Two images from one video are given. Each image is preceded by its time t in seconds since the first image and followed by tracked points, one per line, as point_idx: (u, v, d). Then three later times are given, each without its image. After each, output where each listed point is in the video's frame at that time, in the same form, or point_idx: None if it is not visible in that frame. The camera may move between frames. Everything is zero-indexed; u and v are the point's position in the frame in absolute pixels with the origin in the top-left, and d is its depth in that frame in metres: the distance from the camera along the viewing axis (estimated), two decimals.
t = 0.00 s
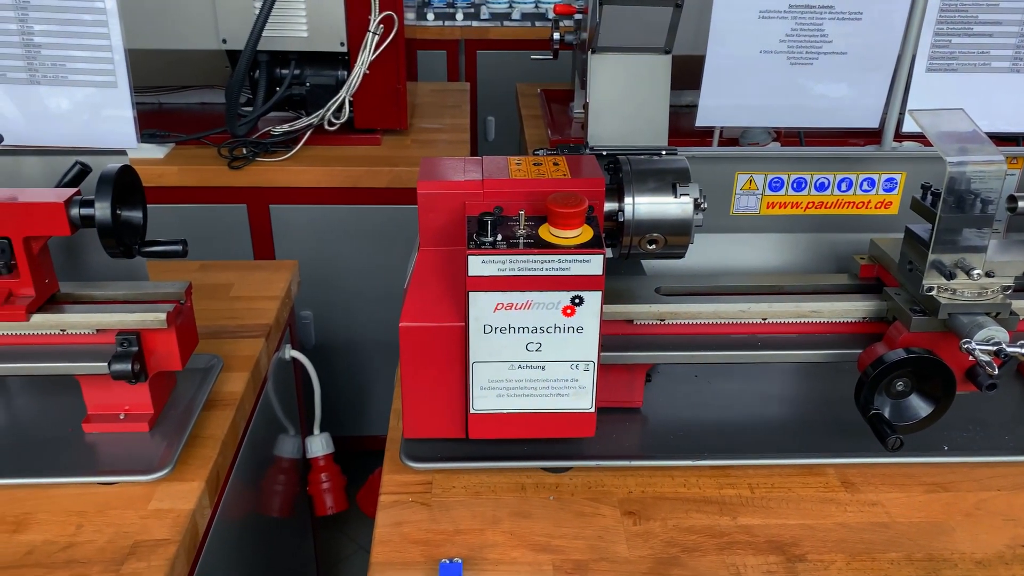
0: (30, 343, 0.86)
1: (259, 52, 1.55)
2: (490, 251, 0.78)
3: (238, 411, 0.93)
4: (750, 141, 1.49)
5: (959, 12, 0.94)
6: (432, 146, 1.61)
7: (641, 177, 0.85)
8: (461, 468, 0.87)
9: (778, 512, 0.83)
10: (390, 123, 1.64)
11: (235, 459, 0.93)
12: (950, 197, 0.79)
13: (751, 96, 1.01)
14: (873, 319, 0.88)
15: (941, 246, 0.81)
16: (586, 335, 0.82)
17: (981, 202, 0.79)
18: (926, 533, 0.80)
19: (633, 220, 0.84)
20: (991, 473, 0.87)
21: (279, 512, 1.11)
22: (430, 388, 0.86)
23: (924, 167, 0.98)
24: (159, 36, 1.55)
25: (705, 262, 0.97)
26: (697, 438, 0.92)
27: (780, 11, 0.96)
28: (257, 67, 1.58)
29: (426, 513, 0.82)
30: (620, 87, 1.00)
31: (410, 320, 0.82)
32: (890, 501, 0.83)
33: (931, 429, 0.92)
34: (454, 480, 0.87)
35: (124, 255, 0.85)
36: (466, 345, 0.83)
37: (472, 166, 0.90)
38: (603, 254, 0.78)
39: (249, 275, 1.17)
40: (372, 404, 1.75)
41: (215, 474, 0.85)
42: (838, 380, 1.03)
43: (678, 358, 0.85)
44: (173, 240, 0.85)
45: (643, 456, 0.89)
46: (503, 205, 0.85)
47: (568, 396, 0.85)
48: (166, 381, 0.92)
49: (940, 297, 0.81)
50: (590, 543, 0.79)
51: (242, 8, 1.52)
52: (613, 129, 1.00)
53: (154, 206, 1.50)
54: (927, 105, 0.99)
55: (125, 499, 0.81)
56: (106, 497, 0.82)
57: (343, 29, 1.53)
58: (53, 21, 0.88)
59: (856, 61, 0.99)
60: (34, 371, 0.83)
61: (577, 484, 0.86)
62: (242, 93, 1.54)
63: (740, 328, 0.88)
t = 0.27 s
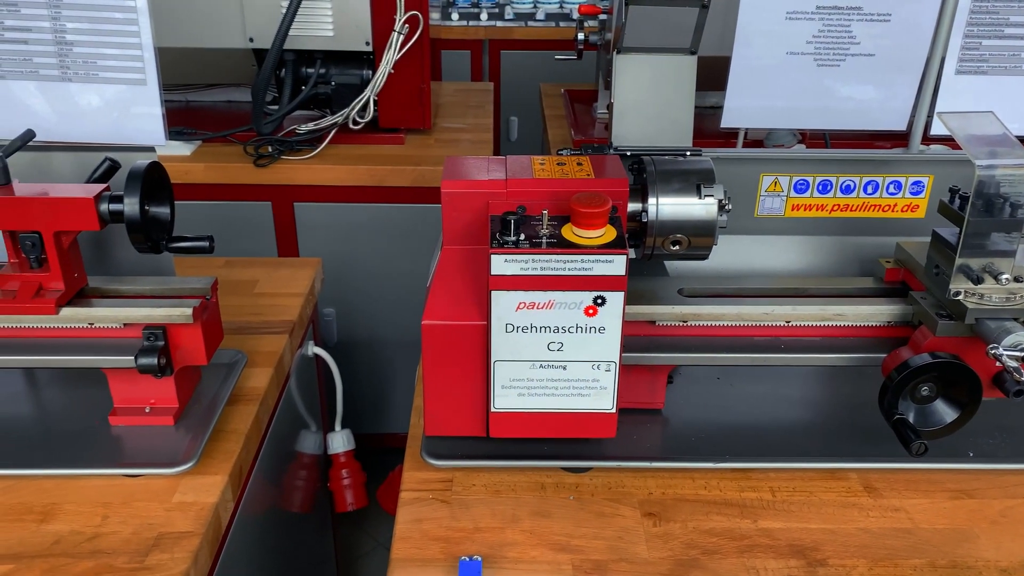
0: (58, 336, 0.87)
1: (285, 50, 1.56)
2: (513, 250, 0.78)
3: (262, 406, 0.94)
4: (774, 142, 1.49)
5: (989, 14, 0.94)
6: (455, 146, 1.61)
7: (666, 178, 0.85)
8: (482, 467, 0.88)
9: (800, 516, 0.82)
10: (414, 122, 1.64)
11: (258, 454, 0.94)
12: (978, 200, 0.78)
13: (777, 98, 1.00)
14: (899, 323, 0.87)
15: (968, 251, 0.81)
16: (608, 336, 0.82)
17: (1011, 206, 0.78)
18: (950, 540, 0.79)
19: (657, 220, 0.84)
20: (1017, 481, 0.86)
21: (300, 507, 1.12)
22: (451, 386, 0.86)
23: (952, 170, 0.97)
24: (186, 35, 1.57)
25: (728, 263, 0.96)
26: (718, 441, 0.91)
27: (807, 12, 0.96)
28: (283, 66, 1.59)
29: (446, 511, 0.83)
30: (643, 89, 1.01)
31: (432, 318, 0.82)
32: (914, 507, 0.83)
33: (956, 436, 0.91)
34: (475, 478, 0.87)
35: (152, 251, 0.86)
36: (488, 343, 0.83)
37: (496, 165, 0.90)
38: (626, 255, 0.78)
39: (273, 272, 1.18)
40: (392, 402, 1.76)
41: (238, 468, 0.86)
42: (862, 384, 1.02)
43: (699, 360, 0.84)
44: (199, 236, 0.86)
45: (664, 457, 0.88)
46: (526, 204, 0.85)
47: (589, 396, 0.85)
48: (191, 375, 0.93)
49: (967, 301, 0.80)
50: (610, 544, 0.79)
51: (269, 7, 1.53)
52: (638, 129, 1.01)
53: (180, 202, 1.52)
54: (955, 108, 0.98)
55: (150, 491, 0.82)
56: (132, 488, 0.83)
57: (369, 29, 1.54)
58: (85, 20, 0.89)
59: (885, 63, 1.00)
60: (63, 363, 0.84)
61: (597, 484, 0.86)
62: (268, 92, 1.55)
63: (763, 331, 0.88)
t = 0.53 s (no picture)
0: (86, 330, 0.88)
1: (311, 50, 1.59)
2: (536, 249, 0.78)
3: (284, 402, 0.95)
4: (799, 144, 1.48)
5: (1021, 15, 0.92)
6: (478, 146, 1.62)
7: (690, 178, 0.85)
8: (502, 465, 0.88)
9: (822, 520, 0.82)
10: (438, 122, 1.65)
11: (280, 450, 0.95)
12: (1008, 204, 0.78)
13: (803, 98, 1.00)
14: (924, 327, 0.86)
15: (996, 255, 0.80)
16: (630, 336, 0.82)
17: None
18: (973, 547, 0.78)
19: (681, 221, 0.84)
20: None
21: (321, 502, 1.13)
22: (472, 384, 0.87)
23: (980, 174, 0.96)
24: (214, 34, 1.59)
25: (751, 264, 0.96)
26: (739, 443, 0.91)
27: (834, 14, 0.96)
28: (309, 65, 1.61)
29: (466, 509, 0.83)
30: (666, 89, 1.01)
31: (454, 316, 0.83)
32: (937, 514, 0.82)
33: (981, 442, 0.90)
34: (495, 476, 0.87)
35: (179, 247, 0.87)
36: (509, 342, 0.83)
37: (519, 165, 0.90)
38: (649, 255, 0.78)
39: (298, 269, 1.20)
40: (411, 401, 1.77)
41: (261, 462, 0.87)
42: (886, 389, 1.01)
43: (721, 362, 0.84)
44: (226, 233, 0.87)
45: (685, 459, 0.88)
46: (550, 204, 0.85)
47: (610, 397, 0.85)
48: (215, 370, 0.95)
49: (994, 307, 0.79)
50: (629, 545, 0.79)
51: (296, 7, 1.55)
52: (663, 129, 1.01)
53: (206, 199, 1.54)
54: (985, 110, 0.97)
55: (174, 484, 0.83)
56: (156, 481, 0.84)
57: (395, 29, 1.55)
58: (116, 19, 0.92)
59: (914, 65, 1.00)
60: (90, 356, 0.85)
61: (617, 485, 0.86)
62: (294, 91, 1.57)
63: (786, 333, 0.87)
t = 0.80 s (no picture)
0: (115, 324, 0.89)
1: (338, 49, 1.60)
2: (560, 249, 0.78)
3: (308, 397, 0.96)
4: (826, 147, 1.48)
5: None
6: (502, 145, 1.62)
7: (716, 180, 0.85)
8: (523, 464, 0.88)
9: (844, 525, 0.81)
10: (463, 121, 1.66)
11: (303, 445, 0.96)
12: None
13: (831, 100, 1.01)
14: (951, 332, 0.86)
15: None
16: (653, 337, 0.82)
17: None
18: (999, 556, 0.77)
19: (706, 222, 0.84)
20: None
21: (342, 498, 1.13)
22: (495, 383, 0.87)
23: (1010, 177, 0.95)
24: (242, 32, 1.60)
25: (773, 270, 0.95)
26: (762, 447, 0.90)
27: (866, 15, 0.96)
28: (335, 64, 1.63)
29: (487, 507, 0.83)
30: (692, 87, 1.02)
31: (478, 315, 0.83)
32: (963, 521, 0.81)
33: (1008, 450, 0.89)
34: (516, 475, 0.87)
35: (207, 243, 0.88)
36: (532, 342, 0.83)
37: (545, 165, 0.90)
38: (674, 256, 0.78)
39: (322, 266, 1.21)
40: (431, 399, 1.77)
41: (284, 457, 0.87)
42: (910, 395, 1.01)
43: (745, 364, 0.84)
44: (253, 229, 0.88)
45: (707, 461, 0.88)
46: (574, 204, 0.85)
47: (632, 398, 0.85)
48: (241, 365, 0.96)
49: None
50: (650, 546, 0.79)
51: (323, 6, 1.56)
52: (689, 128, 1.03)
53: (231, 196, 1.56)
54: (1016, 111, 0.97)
55: (199, 477, 0.84)
56: (181, 474, 0.85)
57: (421, 28, 1.56)
58: (148, 17, 0.92)
59: (939, 69, 0.99)
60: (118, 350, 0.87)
61: (638, 486, 0.86)
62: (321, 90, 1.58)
63: (811, 337, 0.87)
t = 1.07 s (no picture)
0: (141, 318, 0.91)
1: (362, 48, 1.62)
2: (582, 249, 0.78)
3: (330, 394, 0.97)
4: (851, 149, 1.47)
5: None
6: (524, 146, 1.62)
7: (741, 181, 0.85)
8: (542, 464, 0.88)
9: (866, 530, 0.80)
10: (485, 121, 1.66)
11: (324, 441, 0.96)
12: None
13: (855, 102, 1.02)
14: (977, 338, 0.85)
15: None
16: (675, 339, 0.82)
17: None
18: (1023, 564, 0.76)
19: (730, 224, 0.84)
20: None
21: (361, 495, 1.14)
22: (516, 382, 0.87)
23: None
24: (268, 31, 1.62)
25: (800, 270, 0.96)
26: (783, 450, 0.90)
27: (891, 16, 0.96)
28: (360, 63, 1.64)
29: (506, 505, 0.84)
30: (720, 86, 1.13)
31: (499, 314, 0.83)
32: (987, 528, 0.80)
33: None
34: (535, 474, 0.88)
35: (232, 239, 0.89)
36: (553, 341, 0.84)
37: (568, 165, 0.90)
38: (696, 258, 0.78)
39: (345, 263, 1.21)
40: (449, 398, 1.78)
41: (306, 452, 0.88)
42: (934, 400, 1.00)
43: (767, 367, 0.84)
44: (278, 226, 0.90)
45: (727, 464, 0.88)
46: (597, 204, 0.85)
47: (653, 399, 0.85)
48: (264, 360, 0.97)
49: None
50: (669, 547, 0.79)
51: (349, 6, 1.58)
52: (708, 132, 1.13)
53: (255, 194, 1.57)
54: None
55: (222, 471, 0.85)
56: (204, 467, 0.86)
57: (445, 28, 1.57)
58: (177, 15, 0.93)
59: (971, 71, 0.98)
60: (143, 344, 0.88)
61: (658, 487, 0.86)
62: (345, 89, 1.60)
63: (834, 340, 0.87)
